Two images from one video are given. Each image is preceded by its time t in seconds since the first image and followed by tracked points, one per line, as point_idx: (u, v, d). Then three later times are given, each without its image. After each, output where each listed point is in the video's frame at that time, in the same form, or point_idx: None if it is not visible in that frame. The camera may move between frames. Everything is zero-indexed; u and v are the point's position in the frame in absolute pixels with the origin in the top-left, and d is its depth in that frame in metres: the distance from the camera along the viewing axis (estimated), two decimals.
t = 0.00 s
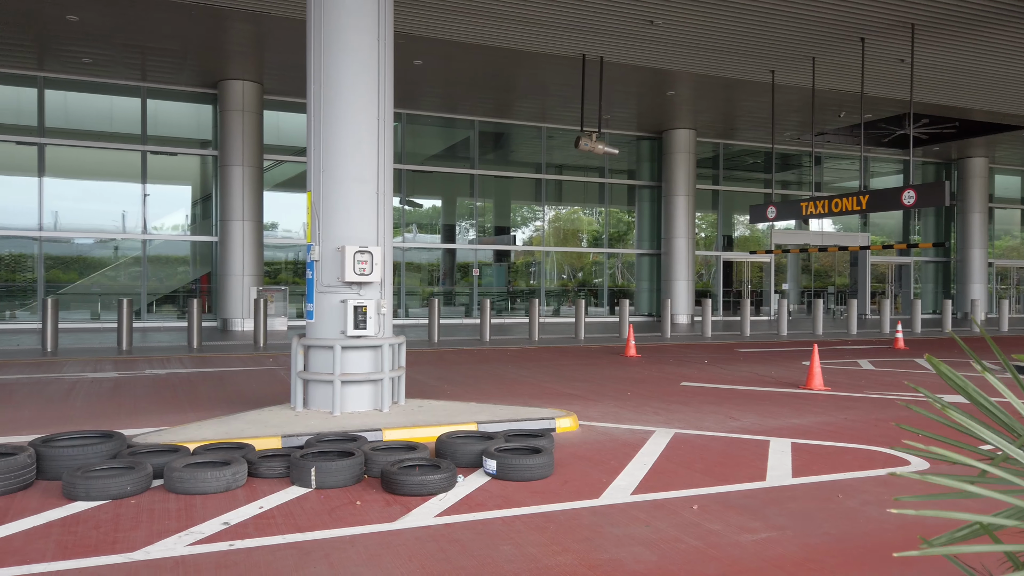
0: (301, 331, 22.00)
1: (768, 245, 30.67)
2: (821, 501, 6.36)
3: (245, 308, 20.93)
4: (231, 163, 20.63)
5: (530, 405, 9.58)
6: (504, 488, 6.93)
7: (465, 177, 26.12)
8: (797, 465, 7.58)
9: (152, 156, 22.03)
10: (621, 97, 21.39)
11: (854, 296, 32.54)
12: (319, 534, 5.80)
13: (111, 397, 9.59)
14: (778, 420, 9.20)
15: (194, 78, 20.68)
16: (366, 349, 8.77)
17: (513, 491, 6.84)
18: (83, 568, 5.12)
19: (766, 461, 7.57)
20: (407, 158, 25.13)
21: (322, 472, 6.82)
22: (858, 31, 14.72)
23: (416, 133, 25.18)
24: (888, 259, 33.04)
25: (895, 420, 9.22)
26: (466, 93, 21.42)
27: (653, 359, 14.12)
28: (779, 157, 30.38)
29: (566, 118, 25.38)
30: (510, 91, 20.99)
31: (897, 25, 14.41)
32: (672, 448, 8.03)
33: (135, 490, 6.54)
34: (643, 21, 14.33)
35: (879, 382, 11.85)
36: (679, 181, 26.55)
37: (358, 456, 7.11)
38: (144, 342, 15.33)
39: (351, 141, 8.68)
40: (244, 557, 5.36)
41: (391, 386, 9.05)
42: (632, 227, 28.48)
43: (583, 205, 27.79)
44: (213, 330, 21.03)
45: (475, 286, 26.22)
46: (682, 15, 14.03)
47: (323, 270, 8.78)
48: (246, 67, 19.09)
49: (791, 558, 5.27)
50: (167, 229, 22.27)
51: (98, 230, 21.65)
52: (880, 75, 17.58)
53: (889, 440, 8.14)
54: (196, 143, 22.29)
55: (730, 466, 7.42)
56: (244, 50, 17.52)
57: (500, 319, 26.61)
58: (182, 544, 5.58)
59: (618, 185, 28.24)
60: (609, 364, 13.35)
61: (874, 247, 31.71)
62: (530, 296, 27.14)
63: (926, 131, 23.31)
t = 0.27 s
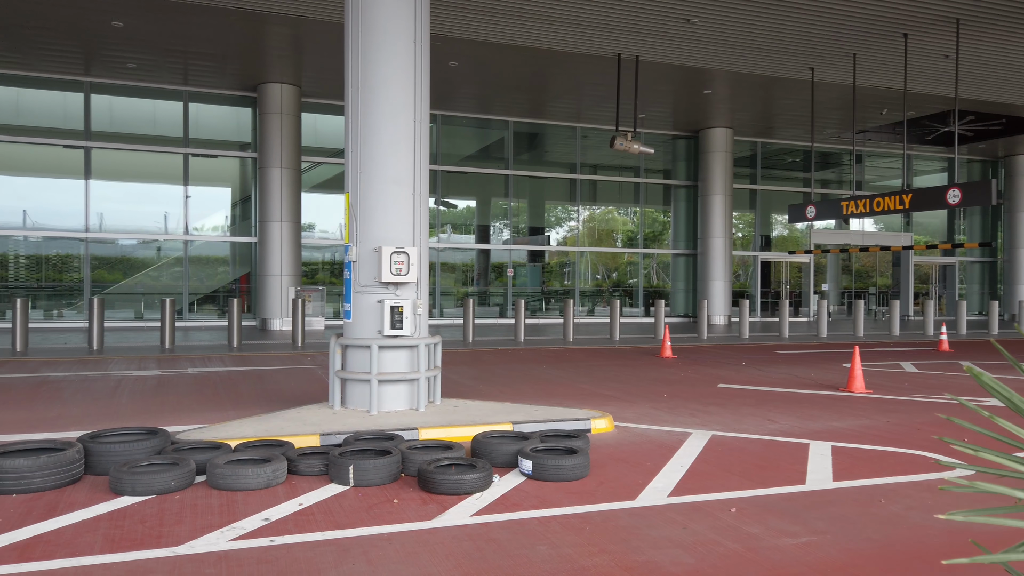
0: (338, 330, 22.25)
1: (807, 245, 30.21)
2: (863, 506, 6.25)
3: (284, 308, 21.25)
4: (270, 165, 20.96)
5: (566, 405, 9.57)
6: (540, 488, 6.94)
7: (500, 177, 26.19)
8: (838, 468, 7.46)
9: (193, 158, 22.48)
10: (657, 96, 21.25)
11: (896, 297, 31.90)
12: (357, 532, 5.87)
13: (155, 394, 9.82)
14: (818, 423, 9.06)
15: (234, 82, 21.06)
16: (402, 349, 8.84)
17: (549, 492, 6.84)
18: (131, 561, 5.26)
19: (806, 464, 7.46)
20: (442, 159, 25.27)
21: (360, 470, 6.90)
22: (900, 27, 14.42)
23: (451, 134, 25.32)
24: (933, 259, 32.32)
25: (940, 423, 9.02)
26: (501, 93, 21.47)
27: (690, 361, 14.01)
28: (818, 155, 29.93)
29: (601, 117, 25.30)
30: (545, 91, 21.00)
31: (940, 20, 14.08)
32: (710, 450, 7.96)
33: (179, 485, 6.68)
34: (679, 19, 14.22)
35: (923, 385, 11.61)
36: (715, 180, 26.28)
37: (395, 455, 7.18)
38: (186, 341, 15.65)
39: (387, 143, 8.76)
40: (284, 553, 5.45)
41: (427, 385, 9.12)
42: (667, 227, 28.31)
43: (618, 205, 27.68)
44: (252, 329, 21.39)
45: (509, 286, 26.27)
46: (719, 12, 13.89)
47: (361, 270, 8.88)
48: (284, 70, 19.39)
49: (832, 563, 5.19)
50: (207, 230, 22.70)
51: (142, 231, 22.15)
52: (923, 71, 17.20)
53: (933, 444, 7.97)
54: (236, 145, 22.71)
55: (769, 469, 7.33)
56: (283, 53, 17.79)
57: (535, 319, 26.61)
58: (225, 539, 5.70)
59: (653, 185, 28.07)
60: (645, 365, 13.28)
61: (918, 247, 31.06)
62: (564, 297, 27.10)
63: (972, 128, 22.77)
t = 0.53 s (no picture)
0: (374, 329, 22.44)
1: (848, 244, 29.68)
2: (908, 510, 6.13)
3: (322, 307, 21.51)
4: (308, 166, 21.25)
5: (602, 406, 9.54)
6: (577, 488, 6.93)
7: (535, 177, 26.19)
8: (881, 471, 7.31)
9: (234, 159, 22.89)
10: (694, 94, 21.06)
11: (941, 298, 31.17)
12: (396, 528, 5.92)
13: (198, 391, 10.02)
14: (860, 425, 8.90)
15: (273, 84, 21.41)
16: (439, 348, 8.90)
17: (586, 491, 6.83)
18: (177, 553, 5.38)
19: (848, 467, 7.33)
20: (477, 159, 25.36)
21: (398, 467, 6.96)
22: (946, 22, 14.09)
23: (486, 134, 25.40)
24: (980, 259, 31.55)
25: (988, 427, 8.79)
26: (536, 93, 21.47)
27: (728, 361, 13.86)
28: (860, 153, 29.40)
29: (637, 116, 25.17)
30: (580, 90, 20.95)
31: (988, 14, 13.73)
32: (749, 452, 7.87)
33: (222, 480, 6.81)
34: (716, 17, 14.09)
35: (970, 388, 11.33)
36: (754, 179, 25.98)
37: (433, 453, 7.23)
38: (226, 340, 15.94)
39: (424, 144, 8.82)
40: (325, 548, 5.53)
41: (464, 384, 9.16)
42: (704, 226, 28.07)
43: (653, 205, 27.50)
44: (291, 327, 21.68)
45: (544, 286, 26.24)
46: (758, 9, 13.73)
47: (398, 270, 8.95)
48: (322, 72, 19.64)
49: (877, 568, 5.09)
50: (247, 231, 23.09)
51: (184, 232, 22.60)
52: (969, 65, 16.79)
53: (981, 448, 7.78)
54: (275, 147, 23.08)
55: (809, 472, 7.22)
56: (321, 55, 18.03)
57: (569, 319, 26.55)
58: (267, 533, 5.80)
59: (689, 183, 27.85)
60: (682, 366, 13.17)
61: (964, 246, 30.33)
62: (600, 297, 27.00)
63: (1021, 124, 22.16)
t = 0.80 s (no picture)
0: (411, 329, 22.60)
1: (892, 244, 29.06)
2: (956, 516, 5.98)
3: (360, 307, 21.75)
4: (347, 167, 21.51)
5: (640, 406, 9.49)
6: (615, 488, 6.90)
7: (571, 177, 26.14)
8: (927, 475, 7.15)
9: (274, 161, 23.27)
10: (733, 92, 20.82)
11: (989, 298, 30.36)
12: (435, 526, 5.97)
13: (240, 389, 10.21)
14: (905, 428, 8.72)
15: (313, 87, 21.71)
16: (476, 347, 8.94)
17: (624, 492, 6.80)
18: (221, 547, 5.49)
19: (893, 471, 7.19)
20: (513, 159, 25.40)
21: (437, 465, 7.01)
22: (996, 15, 13.71)
23: (523, 134, 25.43)
24: None
25: None
26: (573, 92, 21.42)
27: (768, 363, 13.67)
28: (904, 151, 28.78)
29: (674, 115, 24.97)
30: (618, 90, 20.86)
31: None
32: (790, 455, 7.75)
33: (264, 476, 6.94)
34: (756, 13, 13.91)
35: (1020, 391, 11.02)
36: (794, 177, 25.60)
37: (471, 451, 7.27)
38: (267, 338, 16.20)
39: (462, 144, 8.86)
40: (365, 544, 5.59)
41: (501, 384, 9.19)
42: (743, 225, 27.76)
43: (691, 204, 27.26)
44: (329, 327, 21.95)
45: (580, 286, 26.16)
46: (799, 5, 13.53)
47: (435, 270, 9.01)
48: (360, 74, 19.85)
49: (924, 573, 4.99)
50: (286, 231, 23.45)
51: (226, 232, 23.03)
52: (1020, 60, 16.32)
53: None
54: (314, 148, 23.41)
55: (853, 475, 7.09)
56: (359, 58, 18.23)
57: (606, 319, 26.43)
58: (308, 529, 5.89)
59: (728, 182, 27.56)
60: (721, 367, 13.03)
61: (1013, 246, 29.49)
62: (636, 297, 26.84)
63: None
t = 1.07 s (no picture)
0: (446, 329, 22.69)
1: (935, 243, 28.42)
2: (1003, 522, 5.82)
3: (395, 307, 21.92)
4: (382, 168, 21.70)
5: (676, 407, 9.41)
6: (651, 489, 6.86)
7: (606, 176, 26.04)
8: (973, 479, 6.97)
9: (312, 162, 23.59)
10: (771, 89, 20.54)
11: None
12: (471, 524, 6.00)
13: (279, 387, 10.38)
14: (949, 431, 8.51)
15: (349, 89, 21.96)
16: (511, 347, 8.95)
17: (660, 493, 6.75)
18: (262, 542, 5.59)
19: (936, 475, 7.03)
20: (548, 159, 25.38)
21: (472, 464, 7.04)
22: None
23: (557, 134, 25.39)
24: None
25: None
26: (608, 91, 21.32)
27: (806, 364, 13.46)
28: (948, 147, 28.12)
29: (711, 113, 24.73)
30: (653, 88, 20.71)
31: None
32: (829, 457, 7.63)
33: (303, 473, 7.04)
34: (796, 9, 13.70)
35: None
36: (834, 176, 25.17)
37: (506, 451, 7.28)
38: (305, 337, 16.43)
39: (496, 144, 8.88)
40: (402, 541, 5.64)
41: (536, 384, 9.20)
42: (781, 225, 27.39)
43: (728, 203, 26.97)
44: (365, 326, 22.17)
45: (615, 286, 26.05)
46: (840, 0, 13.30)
47: (470, 269, 9.05)
48: (396, 76, 20.02)
49: None
50: (323, 232, 23.75)
51: (264, 233, 23.40)
52: None
53: None
54: (351, 150, 23.69)
55: (895, 479, 6.94)
56: (395, 60, 18.39)
57: (641, 319, 26.27)
58: (346, 525, 5.96)
59: (766, 181, 27.21)
60: (759, 367, 12.86)
61: None
62: (672, 297, 26.64)
63: None
